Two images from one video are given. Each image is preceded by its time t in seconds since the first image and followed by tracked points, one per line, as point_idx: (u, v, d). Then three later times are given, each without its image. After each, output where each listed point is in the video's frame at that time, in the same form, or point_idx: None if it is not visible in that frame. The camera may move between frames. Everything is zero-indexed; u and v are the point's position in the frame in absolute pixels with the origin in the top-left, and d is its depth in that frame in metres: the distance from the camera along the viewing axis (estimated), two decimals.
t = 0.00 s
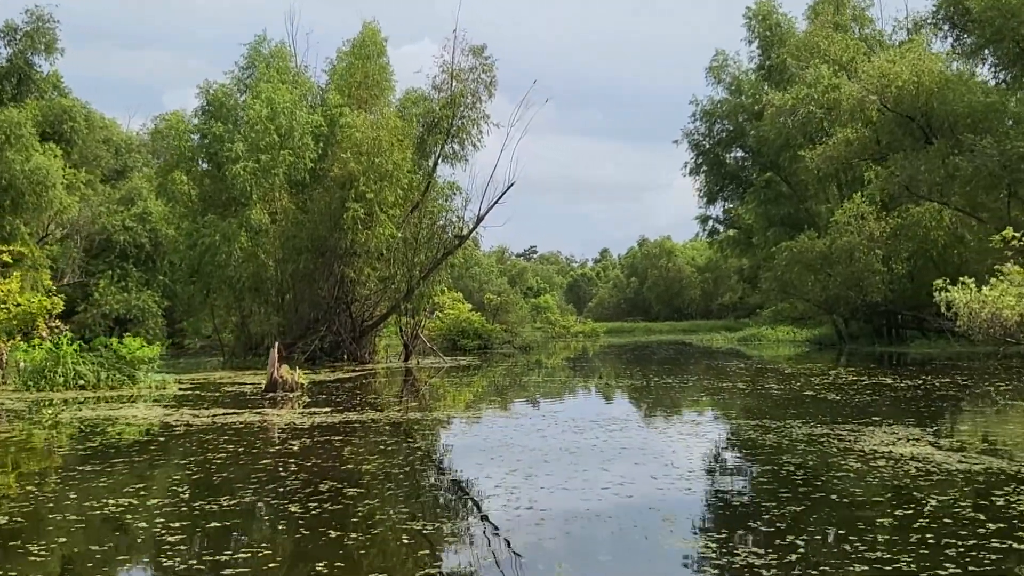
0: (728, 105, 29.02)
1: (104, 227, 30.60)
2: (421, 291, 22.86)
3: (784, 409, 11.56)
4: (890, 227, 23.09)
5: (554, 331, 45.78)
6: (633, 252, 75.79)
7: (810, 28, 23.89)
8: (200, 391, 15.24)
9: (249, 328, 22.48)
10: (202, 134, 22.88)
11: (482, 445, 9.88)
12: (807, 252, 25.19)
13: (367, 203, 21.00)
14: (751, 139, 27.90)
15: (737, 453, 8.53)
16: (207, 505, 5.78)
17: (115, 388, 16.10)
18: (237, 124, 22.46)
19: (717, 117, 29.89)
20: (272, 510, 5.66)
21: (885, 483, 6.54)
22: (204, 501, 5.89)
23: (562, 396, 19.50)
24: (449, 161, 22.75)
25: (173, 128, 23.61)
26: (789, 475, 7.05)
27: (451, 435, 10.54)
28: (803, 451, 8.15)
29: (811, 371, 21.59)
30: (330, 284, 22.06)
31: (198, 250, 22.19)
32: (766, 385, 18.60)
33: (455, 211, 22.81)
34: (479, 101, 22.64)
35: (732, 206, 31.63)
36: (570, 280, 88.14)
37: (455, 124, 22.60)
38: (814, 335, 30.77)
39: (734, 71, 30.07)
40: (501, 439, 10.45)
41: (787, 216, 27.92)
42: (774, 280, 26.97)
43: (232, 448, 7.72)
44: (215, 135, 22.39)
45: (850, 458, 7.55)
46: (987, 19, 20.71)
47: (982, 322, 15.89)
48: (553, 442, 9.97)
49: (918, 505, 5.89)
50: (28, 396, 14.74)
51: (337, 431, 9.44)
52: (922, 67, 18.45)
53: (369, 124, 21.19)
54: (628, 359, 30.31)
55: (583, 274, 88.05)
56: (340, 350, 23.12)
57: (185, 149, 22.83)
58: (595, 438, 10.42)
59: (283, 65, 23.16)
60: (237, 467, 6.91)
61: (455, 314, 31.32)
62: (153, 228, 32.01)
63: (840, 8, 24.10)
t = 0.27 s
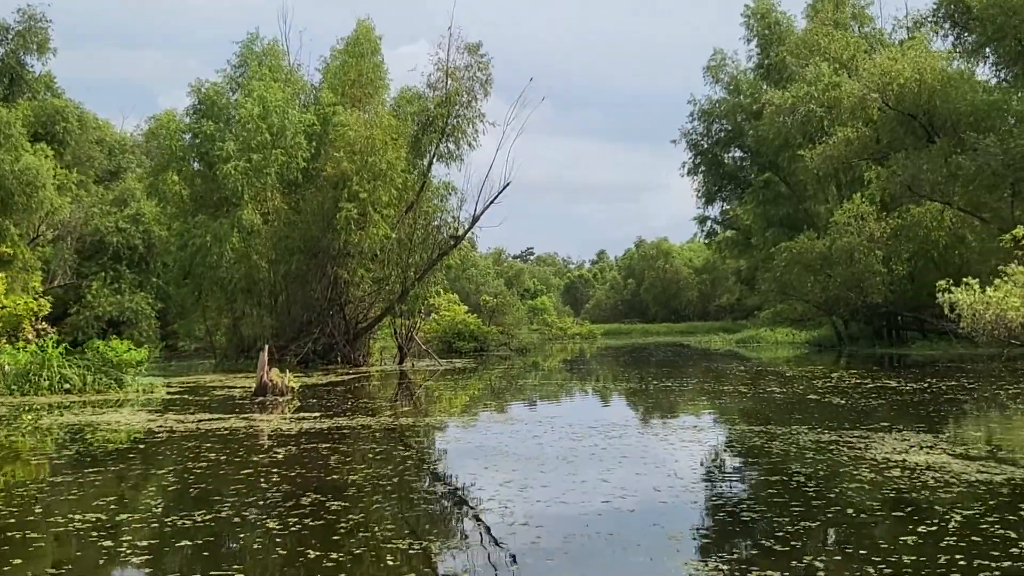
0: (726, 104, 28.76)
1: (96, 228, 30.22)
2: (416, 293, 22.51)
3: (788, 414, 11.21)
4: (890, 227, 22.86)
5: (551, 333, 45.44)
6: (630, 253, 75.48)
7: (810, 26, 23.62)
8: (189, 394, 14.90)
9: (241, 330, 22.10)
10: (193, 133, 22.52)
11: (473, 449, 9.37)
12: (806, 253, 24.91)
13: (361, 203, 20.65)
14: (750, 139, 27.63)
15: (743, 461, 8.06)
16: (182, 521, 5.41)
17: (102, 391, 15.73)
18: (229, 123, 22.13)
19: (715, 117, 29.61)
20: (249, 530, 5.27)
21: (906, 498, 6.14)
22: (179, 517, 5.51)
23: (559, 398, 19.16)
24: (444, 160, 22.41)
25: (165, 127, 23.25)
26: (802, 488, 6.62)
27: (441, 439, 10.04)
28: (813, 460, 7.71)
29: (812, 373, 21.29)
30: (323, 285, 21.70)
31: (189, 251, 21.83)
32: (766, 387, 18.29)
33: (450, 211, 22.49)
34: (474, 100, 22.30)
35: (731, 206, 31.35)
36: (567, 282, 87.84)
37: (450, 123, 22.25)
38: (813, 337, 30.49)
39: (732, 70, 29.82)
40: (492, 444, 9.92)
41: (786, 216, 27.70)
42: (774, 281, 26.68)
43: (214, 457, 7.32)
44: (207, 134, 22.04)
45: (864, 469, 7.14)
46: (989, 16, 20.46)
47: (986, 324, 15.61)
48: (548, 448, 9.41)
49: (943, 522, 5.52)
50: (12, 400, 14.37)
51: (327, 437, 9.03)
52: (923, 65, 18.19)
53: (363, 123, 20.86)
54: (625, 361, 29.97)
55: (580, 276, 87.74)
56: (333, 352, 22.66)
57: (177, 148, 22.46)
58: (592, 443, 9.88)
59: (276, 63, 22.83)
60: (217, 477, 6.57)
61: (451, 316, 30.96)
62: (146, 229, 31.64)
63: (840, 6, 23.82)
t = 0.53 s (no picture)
0: (724, 104, 28.48)
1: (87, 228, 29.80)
2: (410, 294, 22.18)
3: (792, 418, 10.87)
4: (891, 228, 22.58)
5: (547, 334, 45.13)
6: (626, 254, 75.22)
7: (810, 25, 23.33)
8: (177, 397, 14.53)
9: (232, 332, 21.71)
10: (184, 131, 22.13)
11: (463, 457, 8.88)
12: (805, 254, 24.63)
13: (354, 202, 20.31)
14: (748, 139, 27.36)
15: (748, 469, 7.67)
16: (150, 539, 5.07)
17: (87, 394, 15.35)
18: (220, 121, 21.77)
19: (713, 116, 29.33)
20: (223, 548, 4.93)
21: (926, 513, 5.79)
22: (148, 533, 5.18)
23: (555, 400, 18.85)
24: (439, 159, 22.08)
25: (155, 125, 22.87)
26: (814, 500, 6.25)
27: (431, 445, 9.59)
28: (822, 469, 7.33)
29: (812, 375, 21.01)
30: (316, 286, 21.35)
31: (180, 251, 21.47)
32: (766, 389, 18.00)
33: (445, 210, 22.16)
34: (470, 98, 21.96)
35: (729, 207, 31.07)
36: (563, 283, 87.55)
37: (445, 121, 21.91)
38: (812, 338, 30.23)
39: (730, 70, 29.55)
40: (484, 451, 9.41)
41: (785, 217, 27.57)
42: (773, 282, 26.39)
43: (193, 466, 6.97)
44: (198, 133, 21.68)
45: (877, 479, 6.79)
46: (990, 15, 20.21)
47: (990, 326, 15.33)
48: (542, 456, 8.91)
49: (971, 541, 5.19)
50: None
51: (313, 442, 8.68)
52: (926, 63, 17.91)
53: (356, 121, 20.52)
54: (622, 363, 29.65)
55: (576, 277, 87.45)
56: (326, 355, 22.43)
57: (169, 146, 22.02)
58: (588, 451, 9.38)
59: (268, 60, 22.48)
60: (193, 489, 6.23)
61: (446, 317, 30.62)
62: (138, 230, 31.24)
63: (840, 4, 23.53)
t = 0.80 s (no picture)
0: (723, 103, 28.22)
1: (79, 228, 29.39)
2: (404, 294, 21.84)
3: (798, 421, 10.53)
4: (891, 228, 22.37)
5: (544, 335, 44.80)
6: (624, 255, 74.93)
7: (810, 22, 23.04)
8: (164, 400, 14.17)
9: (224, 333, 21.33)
10: (175, 129, 21.77)
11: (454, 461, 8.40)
12: (805, 254, 24.35)
13: (347, 201, 19.96)
14: (747, 138, 27.09)
15: (755, 477, 7.29)
16: (113, 557, 4.73)
17: (73, 396, 14.98)
18: (212, 118, 21.43)
19: (712, 115, 29.07)
20: (191, 570, 4.59)
21: (947, 528, 5.49)
22: (111, 551, 4.85)
23: (552, 402, 18.50)
24: (434, 157, 21.74)
25: (145, 123, 22.50)
26: (828, 513, 5.90)
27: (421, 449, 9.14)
28: (832, 478, 6.99)
29: (812, 376, 20.73)
30: (309, 286, 21.01)
31: (171, 251, 21.10)
32: (767, 390, 17.70)
33: (440, 210, 21.83)
34: (465, 96, 21.61)
35: (727, 206, 30.80)
36: (560, 284, 87.25)
37: (440, 119, 21.55)
38: (811, 339, 29.94)
39: (729, 68, 29.28)
40: (476, 454, 8.91)
41: (784, 216, 27.34)
42: (773, 282, 26.09)
43: (170, 474, 6.63)
44: (189, 131, 21.34)
45: (891, 490, 6.46)
46: (992, 11, 19.92)
47: (994, 327, 15.04)
48: (538, 461, 8.41)
49: (1004, 560, 4.87)
50: None
51: (300, 446, 8.32)
52: (928, 60, 17.63)
53: (350, 119, 20.18)
54: (620, 364, 29.34)
55: (573, 278, 87.19)
56: (320, 356, 22.12)
57: (160, 145, 21.65)
58: (586, 455, 8.87)
59: (261, 57, 22.14)
60: (166, 500, 5.86)
61: (442, 318, 30.28)
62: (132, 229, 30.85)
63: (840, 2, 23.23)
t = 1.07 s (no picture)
0: (719, 103, 27.98)
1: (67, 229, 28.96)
2: (398, 296, 21.52)
3: (801, 426, 10.20)
4: (890, 229, 22.17)
5: (539, 338, 44.47)
6: (619, 257, 74.66)
7: (808, 21, 22.80)
8: (148, 405, 13.79)
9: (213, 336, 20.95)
10: (164, 129, 21.41)
11: (443, 471, 7.95)
12: (803, 256, 24.09)
13: (339, 201, 19.63)
14: (744, 138, 26.85)
15: (763, 488, 6.94)
16: None
17: (56, 401, 14.60)
18: (202, 117, 21.09)
19: (708, 116, 28.82)
20: None
21: (977, 546, 5.17)
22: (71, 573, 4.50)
23: (548, 405, 18.18)
24: (427, 157, 21.40)
25: (134, 123, 22.13)
26: (845, 530, 5.57)
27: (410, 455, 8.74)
28: (843, 490, 6.65)
29: (811, 379, 20.44)
30: (301, 288, 20.67)
31: (160, 252, 20.73)
32: (766, 393, 17.40)
33: (434, 210, 21.50)
34: (459, 95, 21.30)
35: (724, 208, 30.54)
36: (556, 286, 86.98)
37: (433, 118, 21.24)
38: (809, 341, 29.68)
39: (726, 68, 29.02)
40: (466, 463, 8.46)
41: (782, 217, 27.10)
42: (770, 284, 25.82)
43: (144, 485, 6.31)
44: (178, 130, 20.98)
45: (908, 503, 6.15)
46: (993, 10, 19.61)
47: (997, 330, 14.75)
48: (531, 470, 7.96)
49: None
50: None
51: (284, 453, 7.98)
52: (928, 58, 17.40)
53: (341, 118, 19.85)
54: (616, 366, 29.03)
55: (568, 280, 86.94)
56: (311, 360, 21.74)
57: (149, 144, 21.28)
58: (582, 463, 8.42)
59: (251, 55, 21.80)
60: (136, 515, 5.52)
61: (436, 320, 29.94)
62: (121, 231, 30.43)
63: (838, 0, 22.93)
